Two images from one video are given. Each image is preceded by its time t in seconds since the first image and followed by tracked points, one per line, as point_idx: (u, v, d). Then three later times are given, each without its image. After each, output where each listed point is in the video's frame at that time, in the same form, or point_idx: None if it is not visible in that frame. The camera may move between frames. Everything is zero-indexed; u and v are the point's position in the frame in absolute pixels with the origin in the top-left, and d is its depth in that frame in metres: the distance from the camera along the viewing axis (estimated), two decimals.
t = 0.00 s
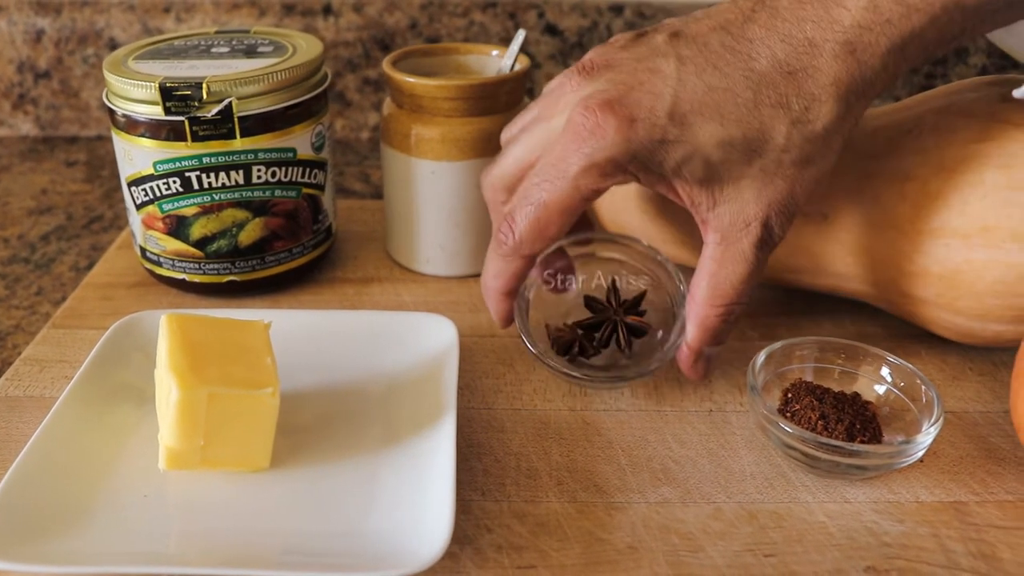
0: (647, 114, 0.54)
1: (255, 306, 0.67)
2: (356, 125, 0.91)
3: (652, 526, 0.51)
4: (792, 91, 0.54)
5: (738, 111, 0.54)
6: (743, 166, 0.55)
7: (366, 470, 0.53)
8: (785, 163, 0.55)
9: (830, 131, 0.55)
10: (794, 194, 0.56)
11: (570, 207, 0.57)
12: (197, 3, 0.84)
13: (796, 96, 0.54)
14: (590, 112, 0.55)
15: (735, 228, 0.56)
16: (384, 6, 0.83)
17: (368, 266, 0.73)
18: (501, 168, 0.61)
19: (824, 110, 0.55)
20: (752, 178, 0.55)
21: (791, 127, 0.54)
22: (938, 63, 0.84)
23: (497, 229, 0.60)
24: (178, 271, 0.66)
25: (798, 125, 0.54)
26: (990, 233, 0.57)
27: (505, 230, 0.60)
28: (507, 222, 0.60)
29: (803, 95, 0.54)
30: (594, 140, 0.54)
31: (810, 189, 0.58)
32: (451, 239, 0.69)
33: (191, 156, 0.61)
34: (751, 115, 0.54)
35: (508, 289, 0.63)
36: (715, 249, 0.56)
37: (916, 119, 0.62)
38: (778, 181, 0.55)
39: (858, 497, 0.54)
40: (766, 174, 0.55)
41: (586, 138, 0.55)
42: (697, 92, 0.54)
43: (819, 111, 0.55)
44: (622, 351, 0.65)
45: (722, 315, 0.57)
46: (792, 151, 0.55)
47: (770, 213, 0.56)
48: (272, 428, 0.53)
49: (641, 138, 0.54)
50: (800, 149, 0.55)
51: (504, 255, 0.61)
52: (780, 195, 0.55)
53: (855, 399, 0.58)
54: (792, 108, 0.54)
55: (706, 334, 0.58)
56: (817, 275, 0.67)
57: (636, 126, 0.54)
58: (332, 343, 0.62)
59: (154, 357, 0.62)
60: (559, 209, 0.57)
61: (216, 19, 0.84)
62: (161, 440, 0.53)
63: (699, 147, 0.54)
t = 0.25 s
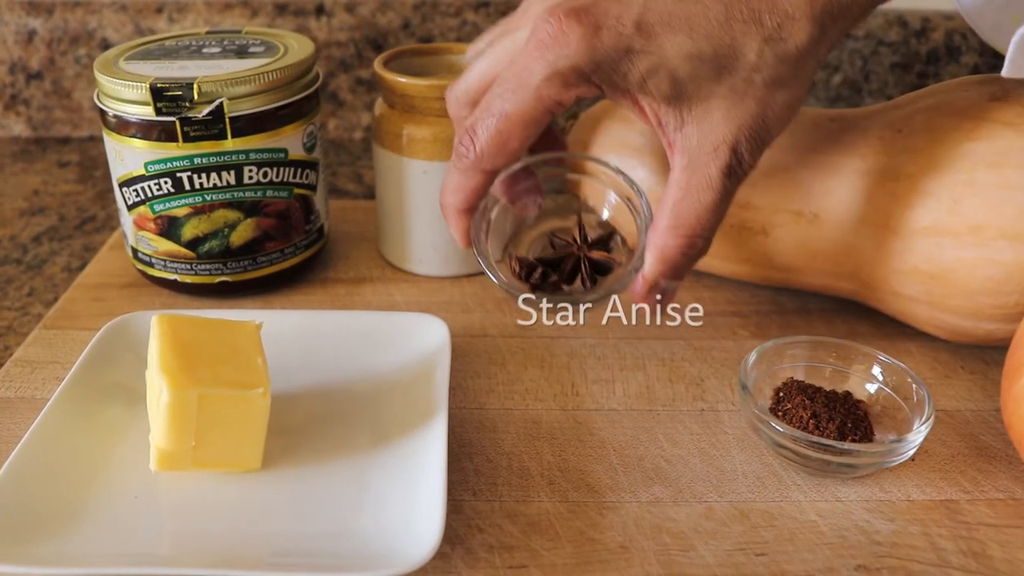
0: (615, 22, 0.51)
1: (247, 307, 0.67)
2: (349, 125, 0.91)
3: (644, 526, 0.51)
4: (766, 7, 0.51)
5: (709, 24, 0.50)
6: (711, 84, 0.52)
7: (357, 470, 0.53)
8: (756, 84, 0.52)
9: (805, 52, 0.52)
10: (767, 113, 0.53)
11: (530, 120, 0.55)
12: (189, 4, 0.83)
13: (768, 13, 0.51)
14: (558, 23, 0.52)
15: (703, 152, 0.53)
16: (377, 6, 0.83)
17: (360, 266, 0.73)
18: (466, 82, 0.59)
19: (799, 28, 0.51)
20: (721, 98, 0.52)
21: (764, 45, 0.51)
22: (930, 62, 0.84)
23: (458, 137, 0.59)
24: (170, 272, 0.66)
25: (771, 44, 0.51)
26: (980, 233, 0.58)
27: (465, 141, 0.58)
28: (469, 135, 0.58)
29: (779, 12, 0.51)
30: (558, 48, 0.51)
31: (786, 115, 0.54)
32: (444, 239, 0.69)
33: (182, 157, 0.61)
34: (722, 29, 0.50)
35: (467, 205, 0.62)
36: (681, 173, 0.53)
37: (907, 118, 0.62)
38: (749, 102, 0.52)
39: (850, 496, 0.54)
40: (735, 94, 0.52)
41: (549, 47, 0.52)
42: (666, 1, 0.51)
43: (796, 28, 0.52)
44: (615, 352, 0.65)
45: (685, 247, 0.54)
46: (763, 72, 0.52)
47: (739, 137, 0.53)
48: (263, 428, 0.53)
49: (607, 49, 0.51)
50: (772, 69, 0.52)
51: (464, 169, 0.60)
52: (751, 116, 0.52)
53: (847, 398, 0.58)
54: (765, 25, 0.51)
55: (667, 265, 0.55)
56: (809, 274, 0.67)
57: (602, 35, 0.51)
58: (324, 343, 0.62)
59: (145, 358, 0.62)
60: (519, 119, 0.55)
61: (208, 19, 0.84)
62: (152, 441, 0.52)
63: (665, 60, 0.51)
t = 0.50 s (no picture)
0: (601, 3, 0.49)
1: (237, 308, 0.67)
2: (340, 125, 0.91)
3: (633, 525, 0.51)
4: None
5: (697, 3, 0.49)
6: (699, 65, 0.50)
7: (346, 471, 0.53)
8: (744, 65, 0.51)
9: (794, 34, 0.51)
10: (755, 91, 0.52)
11: (517, 104, 0.54)
12: (179, 4, 0.83)
13: None
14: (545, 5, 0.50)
15: (689, 133, 0.52)
16: (368, 7, 0.83)
17: (351, 266, 0.73)
18: (448, 53, 0.59)
19: (789, 8, 0.50)
20: (709, 79, 0.51)
21: (752, 27, 0.50)
22: (920, 61, 0.85)
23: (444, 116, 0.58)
24: (160, 273, 0.66)
25: (760, 25, 0.50)
26: (968, 231, 0.58)
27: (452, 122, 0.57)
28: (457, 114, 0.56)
29: None
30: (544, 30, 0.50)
31: (775, 92, 0.53)
32: (434, 239, 0.69)
33: (171, 158, 0.61)
34: (711, 10, 0.49)
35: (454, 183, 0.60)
36: (668, 154, 0.53)
37: (896, 117, 0.62)
38: (736, 83, 0.51)
39: (839, 494, 0.54)
40: (723, 75, 0.51)
41: (534, 27, 0.51)
42: None
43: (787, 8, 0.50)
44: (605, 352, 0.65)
45: (670, 225, 0.54)
46: (752, 54, 0.50)
47: (726, 118, 0.52)
48: (252, 428, 0.53)
49: (593, 31, 0.50)
50: (760, 51, 0.50)
51: (452, 150, 0.59)
52: (738, 97, 0.51)
53: (836, 397, 0.58)
54: (753, 7, 0.49)
55: (652, 242, 0.55)
56: (799, 273, 0.67)
57: (588, 17, 0.50)
58: (314, 344, 0.62)
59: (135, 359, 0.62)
60: (504, 102, 0.54)
61: (199, 20, 0.84)
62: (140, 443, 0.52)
63: (653, 43, 0.50)
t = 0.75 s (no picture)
0: None
1: (227, 309, 0.67)
2: (332, 126, 0.91)
3: (623, 525, 0.51)
4: None
5: None
6: (685, 61, 0.51)
7: (336, 471, 0.53)
8: (732, 60, 0.51)
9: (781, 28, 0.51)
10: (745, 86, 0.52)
11: (503, 98, 0.55)
12: (170, 5, 0.83)
13: None
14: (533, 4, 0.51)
15: (678, 128, 0.52)
16: (359, 7, 0.83)
17: (342, 266, 0.73)
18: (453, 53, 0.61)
19: (777, 3, 0.50)
20: (697, 75, 0.51)
21: (739, 22, 0.50)
22: (911, 60, 0.85)
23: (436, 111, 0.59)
24: (151, 274, 0.66)
25: (746, 19, 0.50)
26: (957, 229, 0.58)
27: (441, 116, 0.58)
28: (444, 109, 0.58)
29: None
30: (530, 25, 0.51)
31: (767, 89, 0.53)
32: (425, 239, 0.69)
33: (161, 159, 0.61)
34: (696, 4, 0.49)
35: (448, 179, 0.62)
36: (658, 150, 0.53)
37: (886, 116, 0.62)
38: (724, 78, 0.51)
39: (829, 493, 0.54)
40: (710, 70, 0.51)
41: (521, 24, 0.52)
42: None
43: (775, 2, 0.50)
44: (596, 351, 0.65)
45: (661, 222, 0.54)
46: (740, 49, 0.51)
47: (715, 115, 0.52)
48: (242, 428, 0.53)
49: (580, 26, 0.51)
50: (749, 46, 0.50)
51: (442, 146, 0.60)
52: (727, 93, 0.51)
53: (827, 396, 0.59)
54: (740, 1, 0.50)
55: (644, 241, 0.55)
56: (789, 272, 0.67)
57: (575, 13, 0.50)
58: (304, 345, 0.62)
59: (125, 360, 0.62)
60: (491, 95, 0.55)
61: (190, 20, 0.84)
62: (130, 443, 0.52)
63: (640, 38, 0.50)
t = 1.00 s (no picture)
0: (592, 86, 0.53)
1: (217, 309, 0.67)
2: (323, 126, 0.91)
3: (613, 524, 0.51)
4: (738, 57, 0.52)
5: (683, 79, 0.52)
6: (689, 134, 0.53)
7: (326, 472, 0.53)
8: (734, 131, 0.53)
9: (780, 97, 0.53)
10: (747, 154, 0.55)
11: (512, 173, 0.57)
12: (161, 5, 0.83)
13: (741, 62, 0.52)
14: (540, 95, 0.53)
15: (687, 196, 0.55)
16: (351, 7, 0.83)
17: (333, 267, 0.73)
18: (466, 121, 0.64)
19: (773, 75, 0.52)
20: (702, 146, 0.54)
21: (738, 94, 0.52)
22: (902, 59, 0.85)
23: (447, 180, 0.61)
24: (141, 275, 0.65)
25: (745, 92, 0.52)
26: (946, 227, 0.58)
27: (449, 184, 0.61)
28: (451, 178, 0.61)
29: (750, 60, 0.52)
30: (538, 111, 0.54)
31: (771, 151, 0.56)
32: (415, 239, 0.69)
33: (150, 160, 0.61)
34: (696, 84, 0.52)
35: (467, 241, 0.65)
36: (670, 215, 0.56)
37: (876, 115, 0.62)
38: (728, 148, 0.54)
39: (819, 491, 0.54)
40: (714, 142, 0.54)
41: (529, 110, 0.54)
42: (642, 62, 0.53)
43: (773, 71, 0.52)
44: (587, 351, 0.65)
45: (678, 280, 0.57)
46: (741, 120, 0.53)
47: (722, 182, 0.55)
48: (231, 430, 0.53)
49: (586, 111, 0.53)
50: (749, 116, 0.53)
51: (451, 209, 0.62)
52: (732, 163, 0.54)
53: (817, 394, 0.59)
54: (738, 75, 0.52)
55: (663, 297, 0.58)
56: (779, 271, 0.67)
57: (581, 98, 0.53)
58: (295, 345, 0.62)
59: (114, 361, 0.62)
60: (503, 172, 0.57)
61: (181, 20, 0.84)
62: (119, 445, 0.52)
63: (643, 118, 0.53)
